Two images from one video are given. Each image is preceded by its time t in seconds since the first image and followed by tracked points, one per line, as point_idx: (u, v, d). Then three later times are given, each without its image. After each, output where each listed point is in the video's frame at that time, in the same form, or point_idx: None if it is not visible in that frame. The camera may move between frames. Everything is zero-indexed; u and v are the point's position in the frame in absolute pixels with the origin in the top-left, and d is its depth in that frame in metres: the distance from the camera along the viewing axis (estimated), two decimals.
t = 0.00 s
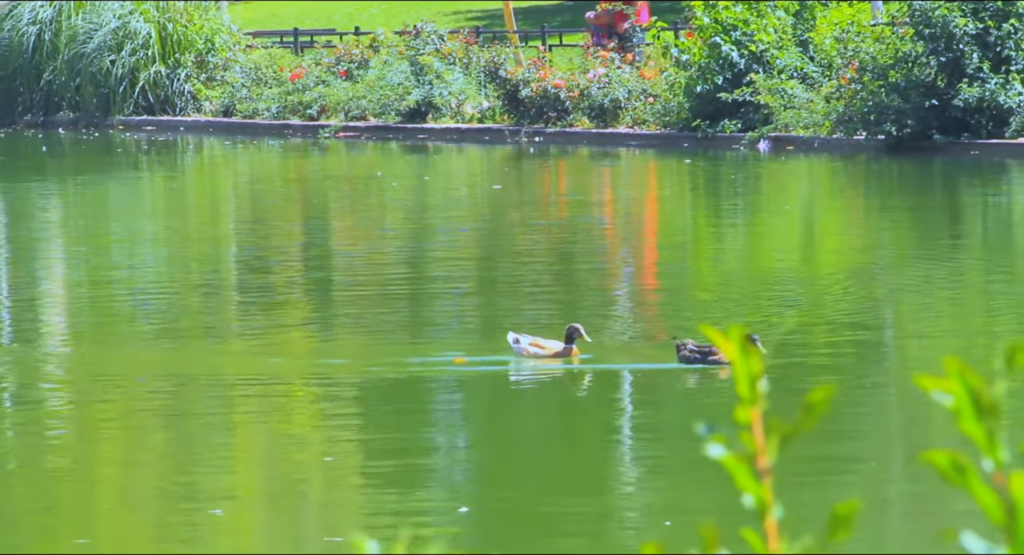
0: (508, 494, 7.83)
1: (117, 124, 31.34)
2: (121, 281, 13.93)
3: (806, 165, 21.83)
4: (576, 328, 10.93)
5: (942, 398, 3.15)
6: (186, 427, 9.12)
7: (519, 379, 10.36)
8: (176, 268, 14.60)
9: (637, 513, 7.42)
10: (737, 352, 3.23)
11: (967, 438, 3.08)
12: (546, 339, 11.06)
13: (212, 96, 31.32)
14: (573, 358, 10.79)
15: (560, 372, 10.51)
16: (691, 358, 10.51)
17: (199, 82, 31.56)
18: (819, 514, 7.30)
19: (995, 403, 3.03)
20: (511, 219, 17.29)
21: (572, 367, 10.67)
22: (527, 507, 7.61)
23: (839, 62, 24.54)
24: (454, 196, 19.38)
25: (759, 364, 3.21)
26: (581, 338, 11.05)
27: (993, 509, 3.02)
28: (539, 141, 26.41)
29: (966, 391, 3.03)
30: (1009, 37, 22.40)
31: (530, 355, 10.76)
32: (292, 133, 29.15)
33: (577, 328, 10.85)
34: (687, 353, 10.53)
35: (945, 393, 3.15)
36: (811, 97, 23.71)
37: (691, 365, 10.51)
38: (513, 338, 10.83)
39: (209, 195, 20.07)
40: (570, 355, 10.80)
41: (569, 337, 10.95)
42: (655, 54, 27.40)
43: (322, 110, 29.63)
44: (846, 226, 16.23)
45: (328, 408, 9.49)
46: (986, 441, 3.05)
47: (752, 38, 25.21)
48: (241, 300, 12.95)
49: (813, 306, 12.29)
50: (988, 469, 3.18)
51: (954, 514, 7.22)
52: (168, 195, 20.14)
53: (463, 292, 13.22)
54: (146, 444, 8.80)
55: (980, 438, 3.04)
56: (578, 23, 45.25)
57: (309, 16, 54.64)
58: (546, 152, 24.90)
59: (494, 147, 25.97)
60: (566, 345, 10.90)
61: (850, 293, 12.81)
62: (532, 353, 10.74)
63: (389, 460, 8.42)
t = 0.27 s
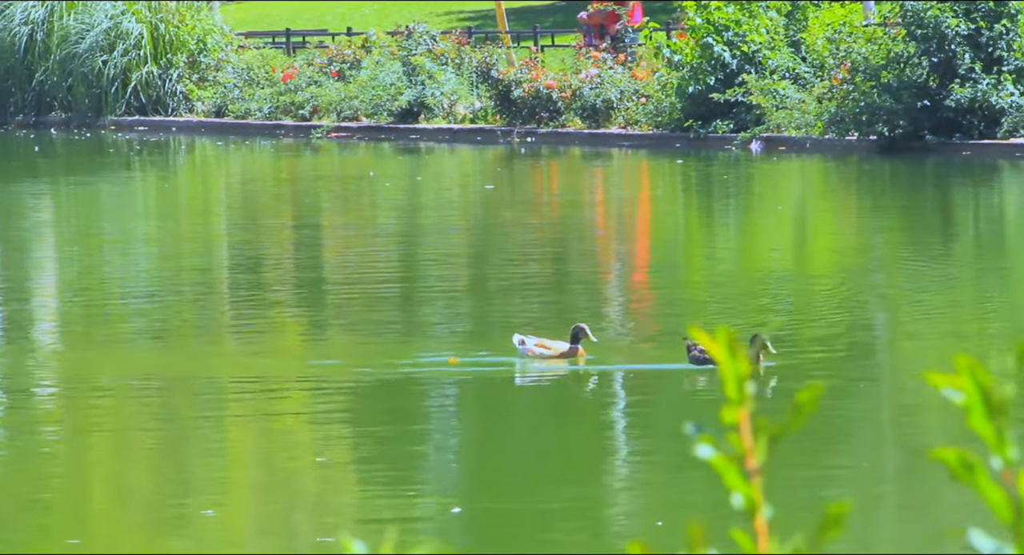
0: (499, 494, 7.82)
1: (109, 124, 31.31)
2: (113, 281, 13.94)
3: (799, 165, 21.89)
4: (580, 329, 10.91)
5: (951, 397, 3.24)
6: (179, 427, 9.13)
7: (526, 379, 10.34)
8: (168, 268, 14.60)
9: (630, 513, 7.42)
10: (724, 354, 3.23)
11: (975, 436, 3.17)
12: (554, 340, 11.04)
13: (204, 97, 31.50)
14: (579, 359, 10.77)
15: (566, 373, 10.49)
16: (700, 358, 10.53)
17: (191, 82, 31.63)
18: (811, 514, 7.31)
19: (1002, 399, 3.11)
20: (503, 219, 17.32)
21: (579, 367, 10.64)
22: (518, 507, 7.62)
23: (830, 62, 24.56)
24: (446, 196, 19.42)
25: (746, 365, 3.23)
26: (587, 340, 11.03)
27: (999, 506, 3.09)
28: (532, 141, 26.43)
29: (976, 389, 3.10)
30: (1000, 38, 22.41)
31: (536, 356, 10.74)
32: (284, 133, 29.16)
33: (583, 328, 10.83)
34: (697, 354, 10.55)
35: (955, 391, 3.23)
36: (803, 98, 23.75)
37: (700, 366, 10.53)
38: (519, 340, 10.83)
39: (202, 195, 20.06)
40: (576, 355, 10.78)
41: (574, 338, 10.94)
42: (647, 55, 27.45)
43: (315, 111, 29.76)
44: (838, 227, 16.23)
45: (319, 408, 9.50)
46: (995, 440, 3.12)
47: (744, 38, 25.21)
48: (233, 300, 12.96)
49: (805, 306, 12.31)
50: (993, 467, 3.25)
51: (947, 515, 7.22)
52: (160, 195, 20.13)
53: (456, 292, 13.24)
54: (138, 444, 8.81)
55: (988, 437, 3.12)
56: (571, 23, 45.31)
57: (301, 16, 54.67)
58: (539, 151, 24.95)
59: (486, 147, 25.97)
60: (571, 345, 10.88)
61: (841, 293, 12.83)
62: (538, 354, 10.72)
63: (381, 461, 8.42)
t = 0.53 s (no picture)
0: (495, 494, 7.82)
1: (104, 124, 31.29)
2: (107, 282, 13.93)
3: (793, 165, 21.92)
4: (585, 330, 10.92)
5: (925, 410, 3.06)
6: (174, 428, 9.11)
7: (531, 378, 10.37)
8: (163, 268, 14.59)
9: (624, 513, 7.42)
10: (747, 352, 3.16)
11: (950, 448, 2.98)
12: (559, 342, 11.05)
13: (199, 97, 31.36)
14: (584, 361, 10.79)
15: (570, 373, 10.50)
16: (710, 359, 10.50)
17: (186, 82, 31.62)
18: (811, 517, 7.30)
19: (979, 412, 2.93)
20: (498, 219, 17.32)
21: (583, 368, 10.66)
22: (515, 508, 7.61)
23: (824, 63, 24.63)
24: (441, 196, 19.44)
25: (769, 367, 3.15)
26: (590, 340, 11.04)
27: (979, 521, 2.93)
28: (526, 142, 26.45)
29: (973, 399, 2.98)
30: (995, 38, 22.41)
31: (541, 356, 10.73)
32: (278, 133, 29.18)
33: (588, 330, 10.84)
34: (707, 355, 10.51)
35: (927, 405, 3.05)
36: (798, 98, 23.83)
37: (710, 366, 10.50)
38: (523, 342, 10.81)
39: (196, 196, 20.07)
40: (581, 357, 10.80)
41: (578, 339, 10.95)
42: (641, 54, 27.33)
43: (309, 111, 29.67)
44: (834, 227, 16.24)
45: (315, 409, 9.48)
46: (969, 452, 2.94)
47: (738, 38, 25.24)
48: (228, 300, 12.95)
49: (800, 306, 12.32)
50: (973, 479, 3.08)
51: (945, 519, 7.22)
52: (155, 196, 20.13)
53: (451, 292, 13.25)
54: (133, 445, 8.79)
55: (963, 450, 2.94)
56: (565, 24, 45.37)
57: (294, 16, 54.74)
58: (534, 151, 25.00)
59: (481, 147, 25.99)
60: (577, 346, 10.89)
61: (837, 294, 12.84)
62: (542, 355, 10.72)
63: (379, 462, 8.39)
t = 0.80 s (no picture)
0: (491, 494, 7.82)
1: (97, 124, 31.27)
2: (100, 281, 13.93)
3: (787, 165, 21.94)
4: (592, 331, 10.88)
5: (928, 401, 3.03)
6: (167, 427, 9.12)
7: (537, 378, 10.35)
8: (157, 268, 14.60)
9: (618, 514, 7.43)
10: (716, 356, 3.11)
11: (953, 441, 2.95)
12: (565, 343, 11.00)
13: (193, 97, 31.53)
14: (590, 361, 10.73)
15: (576, 374, 10.46)
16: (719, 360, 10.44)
17: (179, 82, 31.59)
18: (804, 517, 7.30)
19: (982, 405, 2.89)
20: (492, 219, 17.32)
21: (589, 369, 10.62)
22: (510, 508, 7.61)
23: (819, 63, 24.65)
24: (434, 196, 19.44)
25: (739, 366, 3.10)
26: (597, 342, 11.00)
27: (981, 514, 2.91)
28: (520, 142, 26.46)
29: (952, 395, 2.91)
30: (989, 38, 22.42)
31: (547, 357, 10.68)
32: (272, 133, 29.19)
33: (594, 330, 10.79)
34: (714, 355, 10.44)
35: (931, 395, 3.02)
36: (792, 98, 23.76)
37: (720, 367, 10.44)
38: (529, 343, 10.78)
39: (190, 195, 20.10)
40: (588, 357, 10.75)
41: (585, 341, 10.90)
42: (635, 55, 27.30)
43: (303, 111, 29.72)
44: (827, 227, 16.25)
45: (309, 408, 9.49)
46: (973, 444, 2.91)
47: (732, 38, 25.21)
48: (222, 300, 12.96)
49: (794, 307, 12.33)
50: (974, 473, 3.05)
51: (937, 517, 7.22)
52: (149, 195, 20.13)
53: (445, 292, 13.25)
54: (125, 445, 8.79)
55: (966, 443, 2.91)
56: (559, 24, 45.38)
57: (289, 16, 54.75)
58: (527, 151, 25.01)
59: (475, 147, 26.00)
60: (583, 347, 10.86)
61: (831, 294, 12.85)
62: (549, 355, 10.67)
63: (373, 462, 8.39)
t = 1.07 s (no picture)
0: (486, 494, 7.84)
1: (92, 124, 31.28)
2: (95, 281, 13.93)
3: (782, 165, 21.97)
4: (597, 331, 10.89)
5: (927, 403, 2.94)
6: (162, 427, 9.13)
7: (544, 379, 10.36)
8: (152, 268, 14.61)
9: (614, 513, 7.45)
10: (735, 352, 3.05)
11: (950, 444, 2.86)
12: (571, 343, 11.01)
13: (187, 97, 31.33)
14: (597, 362, 10.72)
15: (583, 374, 10.47)
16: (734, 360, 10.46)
17: (174, 82, 31.54)
18: (800, 517, 7.32)
19: (978, 408, 2.78)
20: (487, 220, 17.32)
21: (596, 369, 10.62)
22: (505, 508, 7.62)
23: (813, 63, 24.70)
24: (429, 197, 19.43)
25: (757, 364, 3.05)
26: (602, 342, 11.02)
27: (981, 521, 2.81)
28: (514, 142, 26.45)
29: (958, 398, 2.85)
30: (983, 38, 22.42)
31: (554, 357, 10.69)
32: (267, 133, 29.18)
33: (600, 330, 10.79)
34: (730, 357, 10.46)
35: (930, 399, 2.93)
36: (786, 98, 23.96)
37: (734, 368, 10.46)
38: (536, 344, 10.79)
39: (184, 195, 20.11)
40: (594, 358, 10.75)
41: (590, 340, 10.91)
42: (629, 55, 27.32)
43: (297, 111, 29.72)
44: (822, 227, 16.27)
45: (305, 408, 9.50)
46: (969, 448, 2.81)
47: (727, 38, 25.20)
48: (217, 300, 12.96)
49: (789, 307, 12.35)
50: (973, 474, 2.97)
51: (931, 517, 7.25)
52: (143, 195, 20.15)
53: (440, 292, 13.26)
54: (121, 444, 8.81)
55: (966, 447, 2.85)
56: (553, 24, 45.41)
57: (283, 16, 54.73)
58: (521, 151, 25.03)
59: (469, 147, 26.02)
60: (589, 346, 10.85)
61: (825, 294, 12.87)
62: (555, 356, 10.68)
63: (369, 462, 8.41)
